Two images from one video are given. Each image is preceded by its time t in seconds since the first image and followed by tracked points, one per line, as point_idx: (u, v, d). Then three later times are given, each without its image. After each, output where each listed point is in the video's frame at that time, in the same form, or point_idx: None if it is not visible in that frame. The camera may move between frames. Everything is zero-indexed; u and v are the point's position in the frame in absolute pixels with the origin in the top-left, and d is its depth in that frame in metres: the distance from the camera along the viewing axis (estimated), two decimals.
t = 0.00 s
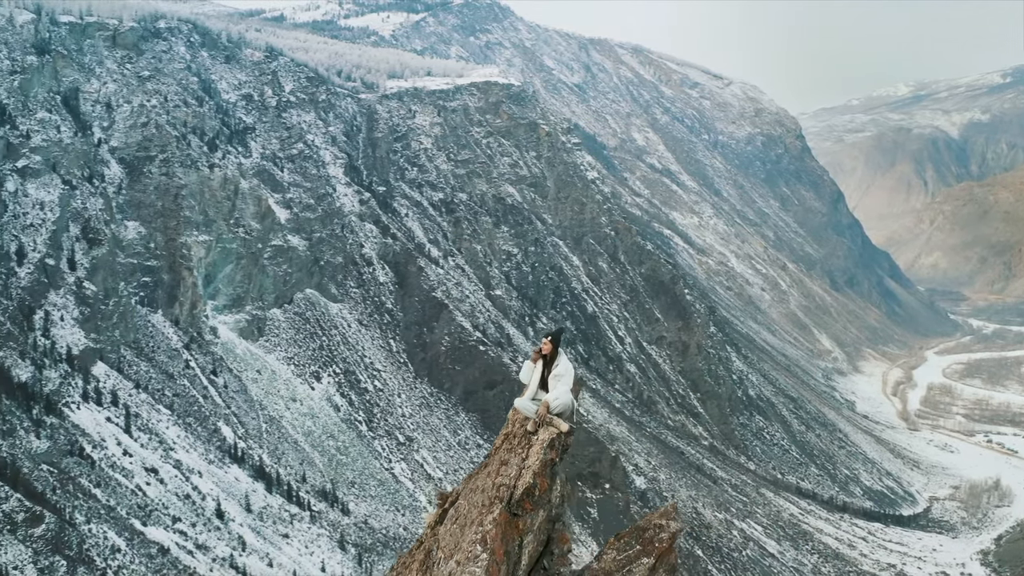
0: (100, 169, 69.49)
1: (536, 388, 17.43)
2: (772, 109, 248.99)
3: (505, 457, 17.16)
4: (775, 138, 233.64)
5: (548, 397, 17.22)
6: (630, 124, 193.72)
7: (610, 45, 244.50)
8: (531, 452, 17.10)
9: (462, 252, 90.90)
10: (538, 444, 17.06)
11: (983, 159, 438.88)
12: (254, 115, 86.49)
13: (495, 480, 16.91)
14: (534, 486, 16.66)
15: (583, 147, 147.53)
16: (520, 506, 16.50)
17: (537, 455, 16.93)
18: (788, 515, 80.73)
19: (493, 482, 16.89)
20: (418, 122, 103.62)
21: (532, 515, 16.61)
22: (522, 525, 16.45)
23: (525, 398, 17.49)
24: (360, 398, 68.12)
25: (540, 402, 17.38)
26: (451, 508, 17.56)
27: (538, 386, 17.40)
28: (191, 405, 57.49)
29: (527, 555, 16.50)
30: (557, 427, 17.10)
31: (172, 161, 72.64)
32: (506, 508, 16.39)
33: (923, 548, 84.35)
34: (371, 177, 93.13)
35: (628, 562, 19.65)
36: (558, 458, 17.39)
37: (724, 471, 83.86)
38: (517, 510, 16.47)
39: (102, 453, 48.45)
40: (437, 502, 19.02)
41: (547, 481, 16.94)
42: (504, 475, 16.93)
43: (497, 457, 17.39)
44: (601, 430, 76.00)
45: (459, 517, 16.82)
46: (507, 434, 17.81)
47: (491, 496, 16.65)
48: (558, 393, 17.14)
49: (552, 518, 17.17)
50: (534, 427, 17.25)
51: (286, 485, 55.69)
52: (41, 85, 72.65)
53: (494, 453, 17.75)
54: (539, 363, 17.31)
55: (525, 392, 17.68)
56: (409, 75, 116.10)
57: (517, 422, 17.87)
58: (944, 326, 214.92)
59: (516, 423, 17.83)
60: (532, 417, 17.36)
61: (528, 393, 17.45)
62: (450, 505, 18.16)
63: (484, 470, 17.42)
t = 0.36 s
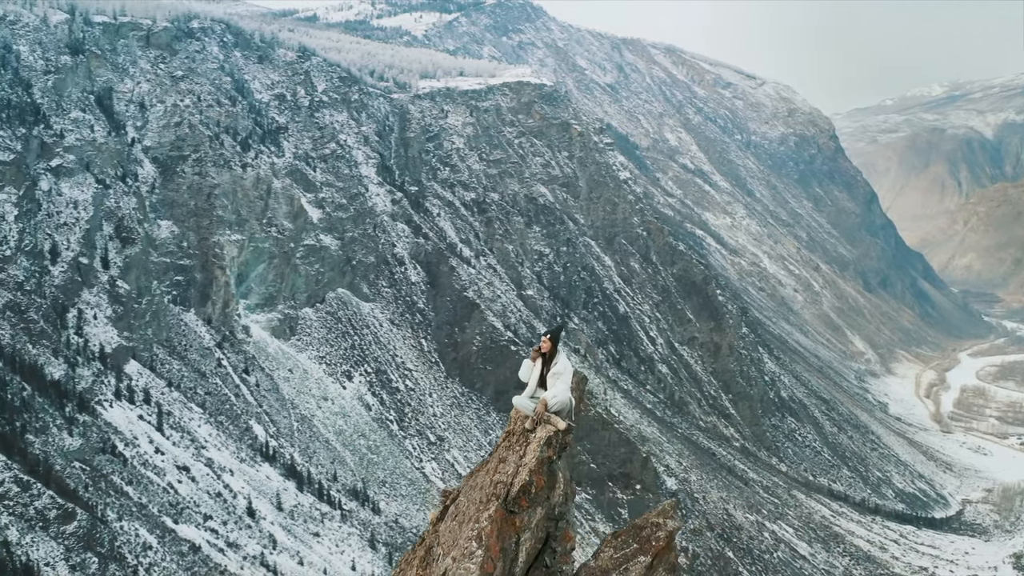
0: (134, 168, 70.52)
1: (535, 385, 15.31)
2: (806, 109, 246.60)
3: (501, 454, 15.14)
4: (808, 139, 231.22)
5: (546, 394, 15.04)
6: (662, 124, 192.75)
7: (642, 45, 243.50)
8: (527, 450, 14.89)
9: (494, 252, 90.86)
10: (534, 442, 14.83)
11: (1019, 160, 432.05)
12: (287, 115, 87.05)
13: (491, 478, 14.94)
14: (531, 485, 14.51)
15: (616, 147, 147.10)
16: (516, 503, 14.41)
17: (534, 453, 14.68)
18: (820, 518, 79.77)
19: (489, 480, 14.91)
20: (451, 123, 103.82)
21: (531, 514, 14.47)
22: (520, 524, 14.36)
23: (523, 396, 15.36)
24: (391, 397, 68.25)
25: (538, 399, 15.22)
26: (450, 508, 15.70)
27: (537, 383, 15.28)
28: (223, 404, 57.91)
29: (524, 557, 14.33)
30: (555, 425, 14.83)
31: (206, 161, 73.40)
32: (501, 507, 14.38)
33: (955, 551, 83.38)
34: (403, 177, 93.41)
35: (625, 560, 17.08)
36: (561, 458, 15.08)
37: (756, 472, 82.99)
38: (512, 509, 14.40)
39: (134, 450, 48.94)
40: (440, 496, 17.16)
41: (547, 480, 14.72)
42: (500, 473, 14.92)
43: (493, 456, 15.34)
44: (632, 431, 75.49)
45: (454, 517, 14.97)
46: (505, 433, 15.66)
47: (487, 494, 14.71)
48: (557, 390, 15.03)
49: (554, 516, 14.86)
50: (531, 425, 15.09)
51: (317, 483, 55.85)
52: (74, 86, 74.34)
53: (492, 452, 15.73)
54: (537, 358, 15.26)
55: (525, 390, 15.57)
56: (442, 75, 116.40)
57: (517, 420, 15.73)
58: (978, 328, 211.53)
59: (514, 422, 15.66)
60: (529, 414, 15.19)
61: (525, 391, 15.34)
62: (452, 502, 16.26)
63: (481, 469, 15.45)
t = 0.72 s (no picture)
0: (163, 167, 71.41)
1: (533, 384, 13.99)
2: (836, 109, 244.25)
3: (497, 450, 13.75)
4: (838, 139, 228.78)
5: (544, 393, 13.72)
6: (691, 124, 191.75)
7: (671, 45, 242.55)
8: (523, 448, 13.55)
9: (522, 253, 90.82)
10: (531, 439, 13.49)
11: None
12: (316, 115, 87.50)
13: (486, 475, 13.56)
14: (528, 482, 13.14)
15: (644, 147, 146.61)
16: (512, 500, 13.03)
17: (529, 450, 13.35)
18: (848, 520, 78.87)
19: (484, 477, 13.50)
20: (479, 123, 103.93)
21: (528, 511, 13.12)
22: (516, 521, 12.99)
23: (519, 394, 14.03)
24: (419, 397, 68.31)
25: (536, 398, 13.88)
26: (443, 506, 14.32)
27: (534, 381, 13.95)
28: (251, 403, 58.26)
29: (520, 555, 13.05)
30: (553, 423, 13.53)
31: (235, 161, 74.15)
32: (497, 503, 12.97)
33: (984, 554, 82.29)
34: (432, 177, 93.63)
35: (620, 558, 15.85)
36: (558, 458, 13.73)
37: (784, 474, 82.22)
38: (508, 506, 13.00)
39: (162, 449, 49.39)
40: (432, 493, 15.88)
41: (544, 478, 13.39)
42: (495, 469, 13.55)
43: (490, 453, 13.97)
44: (659, 432, 75.05)
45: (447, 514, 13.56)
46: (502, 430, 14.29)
47: (481, 492, 13.30)
48: (555, 389, 13.70)
49: (551, 512, 13.56)
50: (528, 423, 13.78)
51: (344, 483, 56.04)
52: (105, 85, 75.41)
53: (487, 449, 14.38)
54: (536, 355, 13.94)
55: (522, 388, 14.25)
56: (470, 75, 116.50)
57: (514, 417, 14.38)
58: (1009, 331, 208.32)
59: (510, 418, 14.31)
60: (526, 413, 13.87)
61: (521, 389, 14.02)
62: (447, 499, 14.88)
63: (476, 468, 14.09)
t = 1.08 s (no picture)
0: (195, 167, 72.17)
1: (527, 382, 12.97)
2: (868, 109, 241.64)
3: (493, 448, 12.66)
4: (870, 140, 225.95)
5: (538, 389, 12.72)
6: (723, 124, 190.52)
7: (702, 45, 241.32)
8: (517, 445, 12.47)
9: (552, 253, 90.71)
10: (525, 436, 12.40)
11: None
12: (347, 114, 87.93)
13: (480, 474, 12.50)
14: (521, 479, 12.05)
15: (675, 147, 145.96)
16: (505, 497, 11.91)
17: (522, 447, 12.28)
18: (878, 522, 77.73)
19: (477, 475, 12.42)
20: (510, 123, 104.02)
21: (525, 509, 12.00)
22: (510, 518, 11.89)
23: (513, 392, 13.01)
24: (448, 397, 68.29)
25: (530, 395, 12.85)
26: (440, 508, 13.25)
27: (528, 380, 12.94)
28: (281, 402, 58.58)
29: (515, 553, 11.87)
30: (549, 420, 12.47)
31: (266, 160, 74.78)
32: (490, 499, 11.87)
33: (1017, 559, 80.87)
34: (462, 177, 93.84)
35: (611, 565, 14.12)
36: (557, 458, 12.61)
37: (814, 476, 81.26)
38: (501, 503, 11.88)
39: (193, 447, 49.85)
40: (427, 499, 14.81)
41: (539, 476, 12.27)
42: (489, 467, 12.48)
43: (485, 452, 12.90)
44: (689, 433, 74.54)
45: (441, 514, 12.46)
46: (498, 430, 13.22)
47: (475, 489, 12.24)
48: (549, 387, 12.68)
49: (549, 510, 12.40)
50: (522, 421, 12.70)
51: (374, 482, 56.12)
52: (137, 86, 76.43)
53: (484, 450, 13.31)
54: (531, 355, 13.04)
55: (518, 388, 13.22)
56: (501, 76, 116.65)
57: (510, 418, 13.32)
58: None
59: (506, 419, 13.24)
60: (520, 411, 12.83)
61: (516, 387, 12.99)
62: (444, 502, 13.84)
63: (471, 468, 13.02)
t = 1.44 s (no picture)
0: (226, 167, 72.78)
1: (521, 379, 13.08)
2: (900, 109, 238.81)
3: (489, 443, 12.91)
4: (901, 141, 223.09)
5: (531, 387, 12.85)
6: (754, 124, 189.01)
7: (733, 45, 239.64)
8: (511, 442, 12.72)
9: (582, 254, 90.45)
10: (519, 434, 12.63)
11: None
12: (377, 115, 88.28)
13: (475, 470, 12.80)
14: (513, 476, 12.34)
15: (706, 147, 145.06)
16: (498, 494, 12.24)
17: (515, 444, 12.55)
18: (909, 525, 76.64)
19: (473, 470, 12.74)
20: (540, 123, 103.93)
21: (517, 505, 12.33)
22: (503, 514, 12.21)
23: (509, 390, 13.19)
24: (477, 397, 67.79)
25: (525, 393, 13.00)
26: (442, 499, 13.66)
27: (523, 376, 13.06)
28: (310, 401, 58.84)
29: (508, 547, 12.24)
30: (541, 418, 12.66)
31: (296, 160, 75.25)
32: (483, 496, 12.18)
33: None
34: (492, 177, 93.94)
35: (606, 553, 14.28)
36: (550, 453, 12.83)
37: (844, 478, 80.37)
38: (494, 499, 12.20)
39: (223, 446, 50.22)
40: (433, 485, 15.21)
41: (532, 472, 12.54)
42: (484, 463, 12.77)
43: (482, 448, 13.19)
44: (718, 434, 73.98)
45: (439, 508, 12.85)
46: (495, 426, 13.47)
47: (469, 485, 12.55)
48: (543, 383, 12.76)
49: (541, 507, 12.99)
50: (516, 418, 12.91)
51: (402, 481, 56.30)
52: (168, 86, 77.21)
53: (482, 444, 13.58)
54: (526, 352, 13.05)
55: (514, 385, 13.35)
56: (531, 76, 116.50)
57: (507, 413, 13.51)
58: None
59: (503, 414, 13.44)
60: (516, 407, 13.03)
61: (511, 385, 13.16)
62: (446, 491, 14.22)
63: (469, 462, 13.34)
